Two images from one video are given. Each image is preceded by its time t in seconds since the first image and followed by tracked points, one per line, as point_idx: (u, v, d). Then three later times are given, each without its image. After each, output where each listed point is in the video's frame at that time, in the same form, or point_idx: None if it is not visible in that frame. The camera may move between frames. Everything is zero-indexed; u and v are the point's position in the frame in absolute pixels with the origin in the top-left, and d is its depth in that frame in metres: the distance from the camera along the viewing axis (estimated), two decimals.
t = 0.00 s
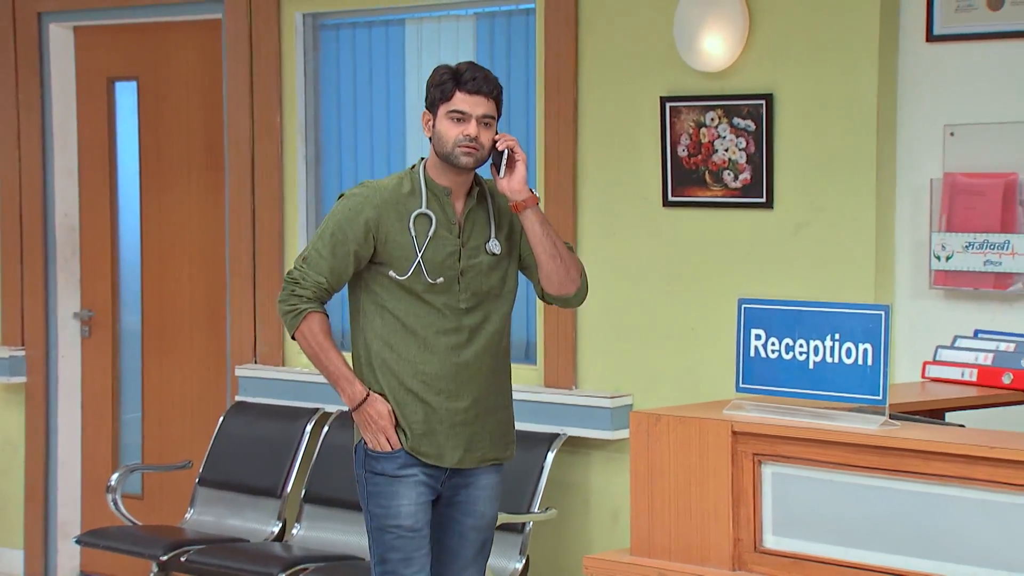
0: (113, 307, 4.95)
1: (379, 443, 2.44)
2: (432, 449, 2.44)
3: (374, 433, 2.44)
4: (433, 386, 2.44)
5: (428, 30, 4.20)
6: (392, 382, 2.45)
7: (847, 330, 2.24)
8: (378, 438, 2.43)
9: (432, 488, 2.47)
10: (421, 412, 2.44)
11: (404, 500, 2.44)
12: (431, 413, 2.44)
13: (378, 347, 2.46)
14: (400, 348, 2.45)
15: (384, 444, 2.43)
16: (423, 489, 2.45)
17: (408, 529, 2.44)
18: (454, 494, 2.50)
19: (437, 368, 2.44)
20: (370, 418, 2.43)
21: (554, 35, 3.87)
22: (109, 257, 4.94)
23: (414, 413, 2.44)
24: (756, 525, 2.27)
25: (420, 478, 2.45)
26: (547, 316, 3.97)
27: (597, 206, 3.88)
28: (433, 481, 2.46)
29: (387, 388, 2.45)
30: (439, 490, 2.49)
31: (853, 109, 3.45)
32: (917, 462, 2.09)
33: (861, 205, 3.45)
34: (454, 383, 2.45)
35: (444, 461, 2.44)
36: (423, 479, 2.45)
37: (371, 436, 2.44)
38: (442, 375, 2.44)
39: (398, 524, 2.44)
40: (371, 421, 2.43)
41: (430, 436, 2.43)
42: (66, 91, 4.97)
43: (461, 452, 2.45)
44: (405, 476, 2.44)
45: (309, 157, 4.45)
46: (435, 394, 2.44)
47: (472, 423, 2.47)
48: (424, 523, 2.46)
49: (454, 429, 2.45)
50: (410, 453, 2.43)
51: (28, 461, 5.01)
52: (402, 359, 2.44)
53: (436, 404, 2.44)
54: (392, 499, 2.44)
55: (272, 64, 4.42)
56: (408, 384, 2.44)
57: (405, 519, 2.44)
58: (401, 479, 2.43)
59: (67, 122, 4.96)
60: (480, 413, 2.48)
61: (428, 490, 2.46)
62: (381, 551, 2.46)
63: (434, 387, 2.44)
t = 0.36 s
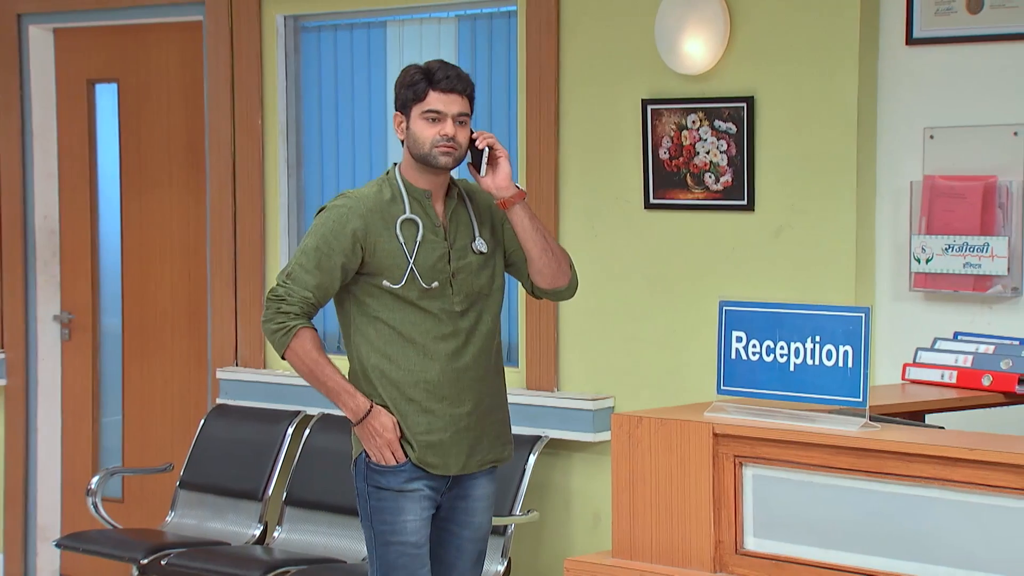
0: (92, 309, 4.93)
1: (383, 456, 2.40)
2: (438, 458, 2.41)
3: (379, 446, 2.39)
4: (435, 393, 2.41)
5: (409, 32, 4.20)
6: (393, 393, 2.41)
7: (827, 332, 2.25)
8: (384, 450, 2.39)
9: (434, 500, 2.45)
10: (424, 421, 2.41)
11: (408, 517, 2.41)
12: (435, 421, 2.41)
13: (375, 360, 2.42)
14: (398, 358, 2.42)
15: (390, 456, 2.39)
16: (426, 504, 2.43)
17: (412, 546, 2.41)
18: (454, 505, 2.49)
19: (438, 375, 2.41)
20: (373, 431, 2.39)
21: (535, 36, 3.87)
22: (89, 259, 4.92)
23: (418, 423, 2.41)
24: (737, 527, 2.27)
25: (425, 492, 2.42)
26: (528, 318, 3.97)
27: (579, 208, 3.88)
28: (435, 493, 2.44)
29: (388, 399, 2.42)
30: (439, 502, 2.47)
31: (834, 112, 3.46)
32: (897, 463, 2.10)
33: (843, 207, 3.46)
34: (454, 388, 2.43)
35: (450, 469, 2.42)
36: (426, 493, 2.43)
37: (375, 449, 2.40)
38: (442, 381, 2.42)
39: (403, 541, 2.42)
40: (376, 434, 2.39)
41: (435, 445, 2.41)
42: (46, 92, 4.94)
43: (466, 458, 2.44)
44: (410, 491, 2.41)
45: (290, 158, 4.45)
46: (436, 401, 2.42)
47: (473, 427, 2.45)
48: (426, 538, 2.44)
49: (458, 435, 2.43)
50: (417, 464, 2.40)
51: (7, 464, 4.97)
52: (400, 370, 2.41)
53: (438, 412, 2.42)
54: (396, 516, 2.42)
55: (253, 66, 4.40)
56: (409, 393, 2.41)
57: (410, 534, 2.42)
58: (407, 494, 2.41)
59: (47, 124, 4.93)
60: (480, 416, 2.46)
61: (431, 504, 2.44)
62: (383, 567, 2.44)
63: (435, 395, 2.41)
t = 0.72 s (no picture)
0: (86, 311, 4.93)
1: (370, 469, 2.36)
2: (427, 467, 2.37)
3: (365, 460, 2.35)
4: (421, 399, 2.38)
5: (403, 34, 4.20)
6: (379, 401, 2.38)
7: (821, 334, 2.25)
8: (370, 464, 2.35)
9: (426, 511, 2.42)
10: (410, 428, 2.38)
11: (394, 531, 2.39)
12: (422, 428, 2.38)
13: (360, 368, 2.39)
14: (383, 365, 2.38)
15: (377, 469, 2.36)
16: (414, 518, 2.40)
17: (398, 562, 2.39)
18: (453, 514, 2.46)
19: (424, 379, 2.38)
20: (359, 443, 2.35)
21: (529, 39, 3.87)
22: (82, 261, 4.91)
23: (405, 430, 2.38)
24: (730, 530, 2.27)
25: (415, 505, 2.40)
26: (522, 321, 3.97)
27: (573, 211, 3.88)
28: (427, 506, 2.42)
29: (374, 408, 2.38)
30: (434, 512, 2.45)
31: (828, 114, 3.46)
32: (891, 466, 2.10)
33: (837, 210, 3.46)
34: (440, 393, 2.40)
35: (440, 478, 2.39)
36: (414, 506, 2.40)
37: (361, 462, 2.36)
38: (428, 386, 2.38)
39: (391, 556, 2.39)
40: (362, 448, 2.35)
41: (424, 452, 2.37)
42: (39, 94, 4.93)
43: (455, 465, 2.40)
44: (397, 504, 2.38)
45: (283, 161, 4.44)
46: (423, 407, 2.38)
47: (462, 433, 2.42)
48: (413, 553, 2.41)
49: (446, 441, 2.40)
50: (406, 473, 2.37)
51: None
52: (385, 376, 2.38)
53: (425, 418, 2.39)
54: (382, 531, 2.39)
55: (247, 69, 4.40)
56: (395, 401, 2.37)
57: (397, 549, 2.39)
58: (395, 509, 2.38)
59: (40, 125, 4.92)
60: (468, 421, 2.43)
61: (420, 517, 2.42)
62: None
63: (421, 401, 2.38)
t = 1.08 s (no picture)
0: (85, 311, 4.93)
1: (360, 475, 2.35)
2: (417, 476, 2.36)
3: (356, 467, 2.34)
4: (412, 408, 2.37)
5: (403, 33, 4.19)
6: (369, 408, 2.36)
7: (820, 334, 2.25)
8: (362, 470, 2.34)
9: (421, 517, 2.40)
10: (401, 438, 2.36)
11: (387, 539, 2.37)
12: (413, 438, 2.36)
13: (351, 374, 2.37)
14: (374, 372, 2.36)
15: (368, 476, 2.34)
16: (407, 525, 2.38)
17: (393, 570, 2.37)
18: (452, 517, 2.44)
19: (415, 388, 2.37)
20: (352, 449, 2.33)
21: (528, 38, 3.87)
22: (82, 261, 4.91)
23: (396, 439, 2.36)
24: (730, 530, 2.27)
25: (407, 513, 2.38)
26: (521, 320, 3.97)
27: (572, 211, 3.88)
28: (421, 512, 2.40)
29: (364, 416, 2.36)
30: (430, 517, 2.43)
31: (828, 114, 3.46)
32: (890, 466, 2.10)
33: (837, 210, 3.46)
34: (432, 402, 2.38)
35: (431, 487, 2.37)
36: (406, 514, 2.38)
37: (353, 469, 2.34)
38: (419, 396, 2.37)
39: (385, 564, 2.37)
40: (355, 454, 2.33)
41: (415, 462, 2.36)
42: (39, 93, 4.92)
43: (446, 475, 2.38)
44: (388, 512, 2.36)
45: (283, 161, 4.44)
46: (414, 416, 2.37)
47: (454, 442, 2.41)
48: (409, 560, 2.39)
49: (438, 451, 2.38)
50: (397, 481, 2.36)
51: None
52: (377, 384, 2.36)
53: (416, 426, 2.37)
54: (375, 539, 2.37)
55: (246, 69, 4.40)
56: (386, 409, 2.36)
57: (390, 558, 2.37)
58: (386, 518, 2.36)
59: (39, 125, 4.92)
60: (460, 430, 2.42)
61: (413, 524, 2.40)
62: None
63: (412, 410, 2.37)
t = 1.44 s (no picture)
0: (85, 312, 4.93)
1: (397, 430, 2.16)
2: (422, 481, 2.37)
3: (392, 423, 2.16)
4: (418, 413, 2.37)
5: (402, 33, 4.19)
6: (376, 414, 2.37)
7: (819, 335, 2.25)
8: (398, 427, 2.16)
9: (425, 518, 2.40)
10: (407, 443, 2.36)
11: (387, 539, 2.38)
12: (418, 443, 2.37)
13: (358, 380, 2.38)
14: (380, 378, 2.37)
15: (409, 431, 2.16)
16: (407, 524, 2.38)
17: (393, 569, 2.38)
18: (457, 515, 2.44)
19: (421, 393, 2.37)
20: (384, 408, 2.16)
21: (527, 39, 3.87)
22: (80, 261, 4.91)
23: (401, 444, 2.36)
24: (729, 530, 2.28)
25: (407, 512, 2.38)
26: (521, 321, 3.97)
27: (571, 211, 3.88)
28: (426, 513, 2.40)
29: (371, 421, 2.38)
30: (437, 517, 2.42)
31: (827, 114, 3.46)
32: (890, 466, 2.10)
33: (836, 210, 3.46)
34: (438, 408, 2.38)
35: (437, 492, 2.37)
36: (406, 513, 2.38)
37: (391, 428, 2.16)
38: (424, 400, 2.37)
39: (385, 564, 2.38)
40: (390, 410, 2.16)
41: (421, 467, 2.36)
42: (38, 95, 4.93)
43: (454, 480, 2.38)
44: (387, 511, 2.38)
45: (282, 162, 4.44)
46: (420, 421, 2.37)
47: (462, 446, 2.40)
48: (411, 560, 2.39)
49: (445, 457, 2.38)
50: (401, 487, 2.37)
51: None
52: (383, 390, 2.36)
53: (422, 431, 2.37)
54: (376, 540, 2.38)
55: (246, 69, 4.40)
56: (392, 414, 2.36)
57: (390, 557, 2.38)
58: (386, 518, 2.37)
59: (38, 126, 4.92)
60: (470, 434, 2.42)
61: (416, 525, 2.40)
62: None
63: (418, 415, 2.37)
